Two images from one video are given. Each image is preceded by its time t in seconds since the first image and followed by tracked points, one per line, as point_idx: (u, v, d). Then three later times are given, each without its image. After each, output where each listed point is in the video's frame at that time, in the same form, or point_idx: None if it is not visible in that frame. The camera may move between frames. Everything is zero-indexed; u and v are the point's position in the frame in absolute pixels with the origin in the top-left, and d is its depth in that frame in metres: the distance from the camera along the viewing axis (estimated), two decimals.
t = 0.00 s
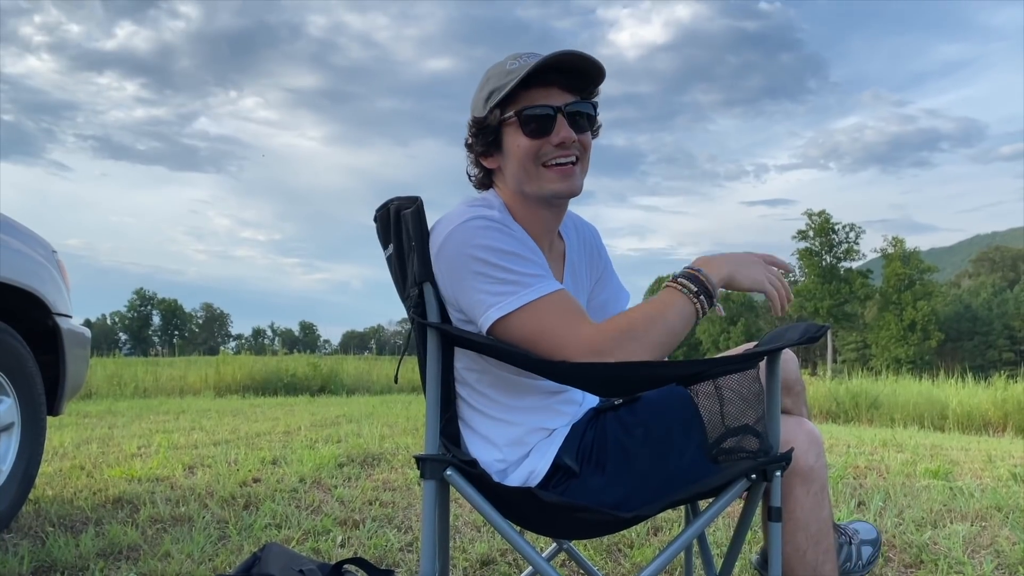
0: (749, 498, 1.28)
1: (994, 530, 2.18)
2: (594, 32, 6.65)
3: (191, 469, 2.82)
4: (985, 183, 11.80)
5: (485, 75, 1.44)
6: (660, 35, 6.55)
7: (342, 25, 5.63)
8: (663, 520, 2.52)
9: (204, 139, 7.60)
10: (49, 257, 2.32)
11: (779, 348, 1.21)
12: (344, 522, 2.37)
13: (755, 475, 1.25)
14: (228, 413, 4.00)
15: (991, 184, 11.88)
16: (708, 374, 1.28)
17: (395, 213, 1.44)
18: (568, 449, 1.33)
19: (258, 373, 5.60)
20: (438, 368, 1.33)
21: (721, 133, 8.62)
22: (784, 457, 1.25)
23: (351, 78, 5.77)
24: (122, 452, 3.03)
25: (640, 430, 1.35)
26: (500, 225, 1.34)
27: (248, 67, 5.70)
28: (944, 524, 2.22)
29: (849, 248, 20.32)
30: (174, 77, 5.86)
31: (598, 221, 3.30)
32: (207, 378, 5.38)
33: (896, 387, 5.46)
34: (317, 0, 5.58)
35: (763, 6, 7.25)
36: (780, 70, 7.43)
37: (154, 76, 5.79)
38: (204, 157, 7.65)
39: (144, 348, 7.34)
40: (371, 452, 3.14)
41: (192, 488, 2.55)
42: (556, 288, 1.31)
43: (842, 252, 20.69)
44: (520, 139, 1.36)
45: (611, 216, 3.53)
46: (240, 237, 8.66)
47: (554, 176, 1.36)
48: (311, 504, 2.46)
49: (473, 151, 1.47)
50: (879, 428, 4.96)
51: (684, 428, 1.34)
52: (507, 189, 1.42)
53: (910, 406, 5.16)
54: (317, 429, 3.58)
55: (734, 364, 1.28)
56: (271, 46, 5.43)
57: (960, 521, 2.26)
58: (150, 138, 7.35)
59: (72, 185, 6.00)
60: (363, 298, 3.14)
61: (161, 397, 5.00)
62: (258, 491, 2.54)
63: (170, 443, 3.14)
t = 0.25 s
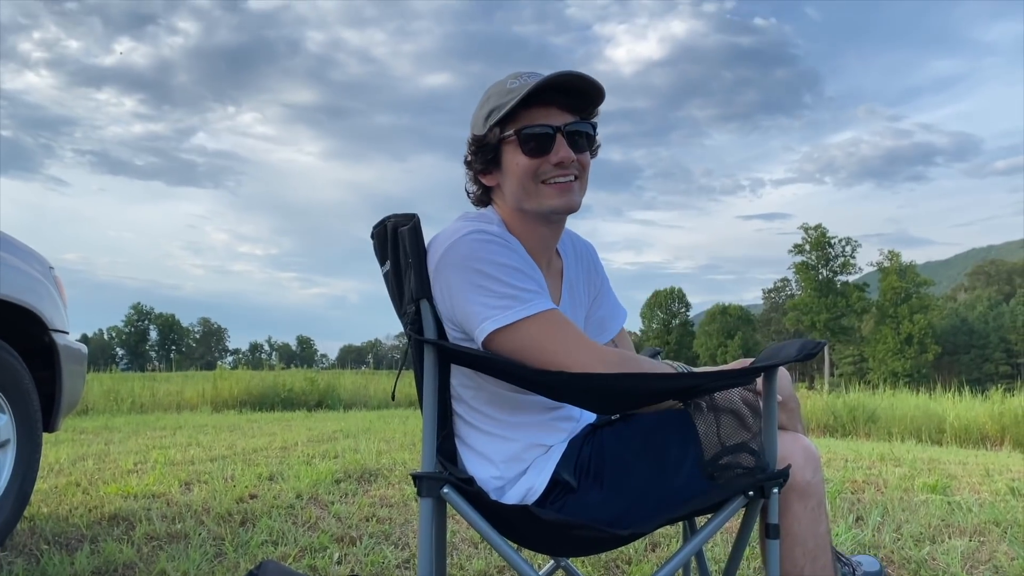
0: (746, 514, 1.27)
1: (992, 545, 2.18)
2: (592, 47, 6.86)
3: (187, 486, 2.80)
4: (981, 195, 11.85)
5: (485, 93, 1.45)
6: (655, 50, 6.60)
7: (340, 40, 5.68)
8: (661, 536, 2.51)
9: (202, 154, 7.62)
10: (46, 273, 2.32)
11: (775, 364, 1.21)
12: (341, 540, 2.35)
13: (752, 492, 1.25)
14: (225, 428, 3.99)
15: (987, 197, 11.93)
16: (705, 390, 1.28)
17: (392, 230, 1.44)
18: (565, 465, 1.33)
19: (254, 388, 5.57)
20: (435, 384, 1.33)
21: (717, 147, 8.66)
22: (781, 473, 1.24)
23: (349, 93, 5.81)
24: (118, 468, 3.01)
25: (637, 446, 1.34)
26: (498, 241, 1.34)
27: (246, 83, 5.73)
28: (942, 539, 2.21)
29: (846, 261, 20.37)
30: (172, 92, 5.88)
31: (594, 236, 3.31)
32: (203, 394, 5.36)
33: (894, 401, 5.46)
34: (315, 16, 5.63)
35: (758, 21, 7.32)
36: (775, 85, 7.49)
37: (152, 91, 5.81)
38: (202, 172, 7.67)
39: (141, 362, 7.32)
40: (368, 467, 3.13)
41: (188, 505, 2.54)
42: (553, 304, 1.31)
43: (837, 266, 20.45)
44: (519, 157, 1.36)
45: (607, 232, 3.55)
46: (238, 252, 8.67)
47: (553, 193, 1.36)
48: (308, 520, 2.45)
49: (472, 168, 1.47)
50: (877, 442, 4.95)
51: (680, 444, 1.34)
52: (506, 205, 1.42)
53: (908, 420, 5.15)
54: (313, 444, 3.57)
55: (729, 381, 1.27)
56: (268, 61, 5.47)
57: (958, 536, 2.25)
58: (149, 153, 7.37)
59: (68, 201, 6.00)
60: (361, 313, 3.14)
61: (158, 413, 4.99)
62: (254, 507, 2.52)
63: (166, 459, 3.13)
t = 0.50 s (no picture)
0: (745, 536, 1.26)
1: (991, 566, 2.16)
2: (587, 68, 6.88)
3: (183, 507, 2.79)
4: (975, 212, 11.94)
5: (484, 117, 1.46)
6: (651, 70, 6.68)
7: (337, 61, 5.79)
8: (659, 559, 2.50)
9: (199, 173, 7.65)
10: (42, 294, 2.32)
11: (773, 387, 1.20)
12: (337, 561, 2.33)
13: (751, 515, 1.24)
14: (221, 449, 3.97)
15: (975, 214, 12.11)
16: (703, 412, 1.26)
17: (391, 252, 1.45)
18: (562, 487, 1.32)
19: (250, 408, 5.56)
20: (432, 408, 1.33)
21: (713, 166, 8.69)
22: (779, 495, 1.23)
23: (346, 113, 5.87)
24: (113, 489, 3.00)
25: (635, 468, 1.33)
26: (495, 264, 1.34)
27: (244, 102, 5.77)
28: (941, 559, 2.20)
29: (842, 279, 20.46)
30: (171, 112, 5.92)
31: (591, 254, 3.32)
32: (199, 413, 5.35)
33: (891, 419, 5.44)
34: (312, 36, 5.70)
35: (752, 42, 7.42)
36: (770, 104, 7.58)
37: (150, 111, 5.85)
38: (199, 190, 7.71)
39: (136, 381, 7.30)
40: (364, 488, 3.11)
41: (184, 527, 2.52)
42: (550, 327, 1.31)
43: (834, 284, 20.91)
44: (517, 182, 1.37)
45: (604, 251, 3.57)
46: (235, 271, 8.69)
47: (550, 218, 1.37)
48: (304, 542, 2.43)
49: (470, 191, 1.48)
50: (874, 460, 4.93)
51: (678, 466, 1.33)
52: (503, 229, 1.43)
53: (905, 438, 5.14)
54: (310, 464, 3.55)
55: (728, 403, 1.26)
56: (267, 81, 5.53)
57: (957, 557, 2.24)
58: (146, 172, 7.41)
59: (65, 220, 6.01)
60: (358, 332, 3.13)
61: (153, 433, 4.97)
62: (250, 529, 2.51)
63: (162, 480, 3.11)
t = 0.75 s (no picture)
0: (741, 567, 1.25)
1: None
2: (583, 90, 6.97)
3: (177, 533, 2.76)
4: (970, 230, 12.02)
5: (480, 148, 1.47)
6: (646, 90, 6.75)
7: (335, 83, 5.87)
8: None
9: (196, 195, 7.63)
10: (37, 320, 2.31)
11: (768, 418, 1.21)
12: None
13: (747, 544, 1.24)
14: (216, 473, 3.94)
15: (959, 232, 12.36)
16: (696, 442, 1.24)
17: (386, 282, 1.45)
18: (558, 517, 1.28)
19: (245, 431, 5.53)
20: (428, 439, 1.33)
21: (709, 186, 8.70)
22: (773, 525, 1.24)
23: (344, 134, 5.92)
24: (107, 515, 2.98)
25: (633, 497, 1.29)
26: (491, 293, 1.34)
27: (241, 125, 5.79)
28: None
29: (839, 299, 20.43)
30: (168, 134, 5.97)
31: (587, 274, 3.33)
32: (194, 437, 5.32)
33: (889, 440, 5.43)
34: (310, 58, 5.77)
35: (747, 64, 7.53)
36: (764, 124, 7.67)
37: (147, 133, 5.90)
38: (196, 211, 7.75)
39: (131, 403, 7.29)
40: (360, 513, 3.09)
41: (178, 553, 2.50)
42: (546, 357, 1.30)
43: (831, 305, 20.46)
44: (513, 214, 1.38)
45: (599, 275, 3.59)
46: (231, 291, 8.72)
47: (546, 250, 1.37)
48: (299, 569, 2.41)
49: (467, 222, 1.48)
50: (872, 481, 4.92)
51: (674, 496, 1.30)
52: (500, 260, 1.43)
53: (903, 459, 5.13)
54: (305, 489, 3.53)
55: (723, 433, 1.25)
56: (265, 102, 5.59)
57: None
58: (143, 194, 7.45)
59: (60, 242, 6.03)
60: (354, 355, 3.13)
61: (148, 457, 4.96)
62: (244, 555, 2.49)
63: (156, 505, 3.10)
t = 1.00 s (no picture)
0: None
1: None
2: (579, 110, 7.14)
3: (173, 557, 2.74)
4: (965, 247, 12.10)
5: (477, 174, 1.47)
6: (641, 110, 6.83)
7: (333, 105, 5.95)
8: None
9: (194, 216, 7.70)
10: (34, 343, 2.30)
11: (766, 441, 1.18)
12: None
13: (743, 568, 1.22)
14: (213, 495, 3.93)
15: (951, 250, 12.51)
16: (692, 466, 1.21)
17: (382, 307, 1.44)
18: (555, 543, 1.26)
19: (242, 453, 5.49)
20: (424, 464, 1.32)
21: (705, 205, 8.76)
22: (770, 547, 1.22)
23: (341, 154, 5.98)
24: (102, 538, 2.96)
25: (628, 522, 1.25)
26: (487, 318, 1.33)
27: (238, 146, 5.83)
28: None
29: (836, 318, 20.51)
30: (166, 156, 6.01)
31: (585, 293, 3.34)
32: (191, 459, 5.30)
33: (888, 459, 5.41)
34: (308, 79, 5.85)
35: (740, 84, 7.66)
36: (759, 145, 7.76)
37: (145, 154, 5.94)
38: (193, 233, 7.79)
39: (127, 425, 7.26)
40: (357, 535, 3.07)
41: None
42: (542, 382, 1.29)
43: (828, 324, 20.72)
44: (509, 240, 1.38)
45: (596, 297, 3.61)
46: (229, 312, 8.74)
47: (542, 277, 1.37)
48: None
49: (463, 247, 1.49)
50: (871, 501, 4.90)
51: (670, 521, 1.25)
52: (496, 285, 1.43)
53: (901, 478, 5.11)
54: (302, 511, 3.51)
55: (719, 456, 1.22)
56: (263, 124, 5.65)
57: None
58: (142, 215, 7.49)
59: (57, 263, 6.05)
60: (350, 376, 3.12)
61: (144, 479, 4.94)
62: None
63: (152, 528, 3.08)
